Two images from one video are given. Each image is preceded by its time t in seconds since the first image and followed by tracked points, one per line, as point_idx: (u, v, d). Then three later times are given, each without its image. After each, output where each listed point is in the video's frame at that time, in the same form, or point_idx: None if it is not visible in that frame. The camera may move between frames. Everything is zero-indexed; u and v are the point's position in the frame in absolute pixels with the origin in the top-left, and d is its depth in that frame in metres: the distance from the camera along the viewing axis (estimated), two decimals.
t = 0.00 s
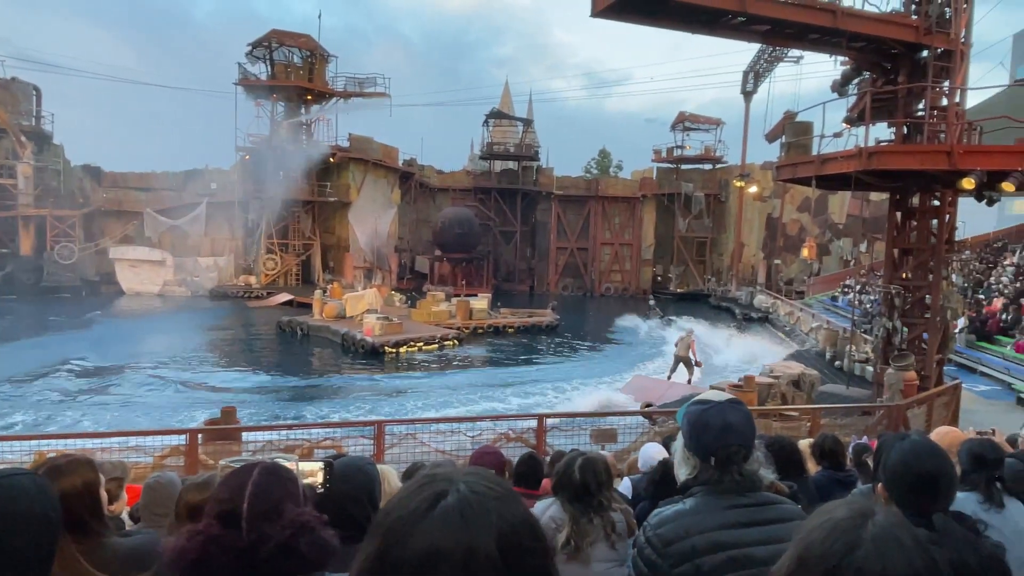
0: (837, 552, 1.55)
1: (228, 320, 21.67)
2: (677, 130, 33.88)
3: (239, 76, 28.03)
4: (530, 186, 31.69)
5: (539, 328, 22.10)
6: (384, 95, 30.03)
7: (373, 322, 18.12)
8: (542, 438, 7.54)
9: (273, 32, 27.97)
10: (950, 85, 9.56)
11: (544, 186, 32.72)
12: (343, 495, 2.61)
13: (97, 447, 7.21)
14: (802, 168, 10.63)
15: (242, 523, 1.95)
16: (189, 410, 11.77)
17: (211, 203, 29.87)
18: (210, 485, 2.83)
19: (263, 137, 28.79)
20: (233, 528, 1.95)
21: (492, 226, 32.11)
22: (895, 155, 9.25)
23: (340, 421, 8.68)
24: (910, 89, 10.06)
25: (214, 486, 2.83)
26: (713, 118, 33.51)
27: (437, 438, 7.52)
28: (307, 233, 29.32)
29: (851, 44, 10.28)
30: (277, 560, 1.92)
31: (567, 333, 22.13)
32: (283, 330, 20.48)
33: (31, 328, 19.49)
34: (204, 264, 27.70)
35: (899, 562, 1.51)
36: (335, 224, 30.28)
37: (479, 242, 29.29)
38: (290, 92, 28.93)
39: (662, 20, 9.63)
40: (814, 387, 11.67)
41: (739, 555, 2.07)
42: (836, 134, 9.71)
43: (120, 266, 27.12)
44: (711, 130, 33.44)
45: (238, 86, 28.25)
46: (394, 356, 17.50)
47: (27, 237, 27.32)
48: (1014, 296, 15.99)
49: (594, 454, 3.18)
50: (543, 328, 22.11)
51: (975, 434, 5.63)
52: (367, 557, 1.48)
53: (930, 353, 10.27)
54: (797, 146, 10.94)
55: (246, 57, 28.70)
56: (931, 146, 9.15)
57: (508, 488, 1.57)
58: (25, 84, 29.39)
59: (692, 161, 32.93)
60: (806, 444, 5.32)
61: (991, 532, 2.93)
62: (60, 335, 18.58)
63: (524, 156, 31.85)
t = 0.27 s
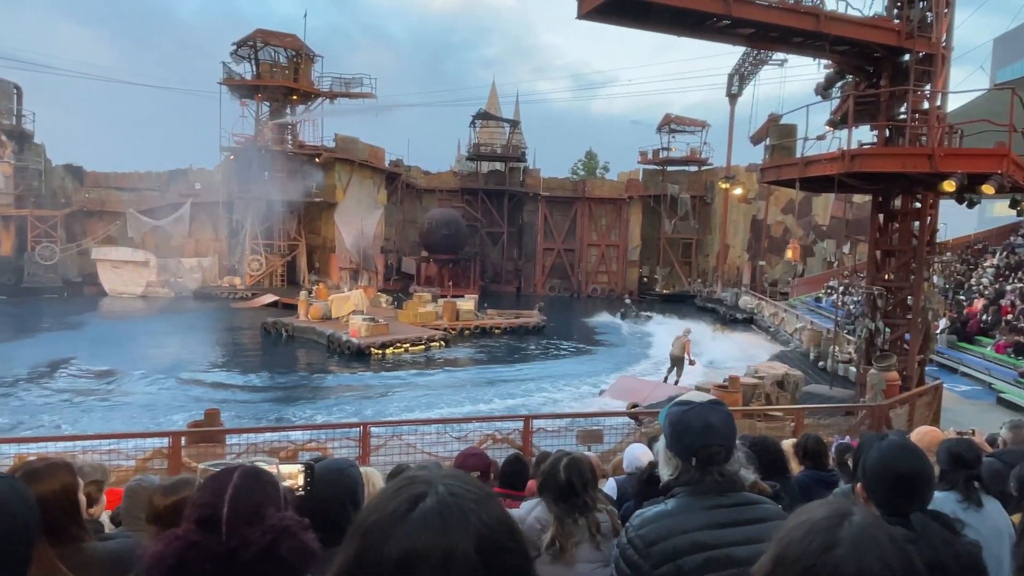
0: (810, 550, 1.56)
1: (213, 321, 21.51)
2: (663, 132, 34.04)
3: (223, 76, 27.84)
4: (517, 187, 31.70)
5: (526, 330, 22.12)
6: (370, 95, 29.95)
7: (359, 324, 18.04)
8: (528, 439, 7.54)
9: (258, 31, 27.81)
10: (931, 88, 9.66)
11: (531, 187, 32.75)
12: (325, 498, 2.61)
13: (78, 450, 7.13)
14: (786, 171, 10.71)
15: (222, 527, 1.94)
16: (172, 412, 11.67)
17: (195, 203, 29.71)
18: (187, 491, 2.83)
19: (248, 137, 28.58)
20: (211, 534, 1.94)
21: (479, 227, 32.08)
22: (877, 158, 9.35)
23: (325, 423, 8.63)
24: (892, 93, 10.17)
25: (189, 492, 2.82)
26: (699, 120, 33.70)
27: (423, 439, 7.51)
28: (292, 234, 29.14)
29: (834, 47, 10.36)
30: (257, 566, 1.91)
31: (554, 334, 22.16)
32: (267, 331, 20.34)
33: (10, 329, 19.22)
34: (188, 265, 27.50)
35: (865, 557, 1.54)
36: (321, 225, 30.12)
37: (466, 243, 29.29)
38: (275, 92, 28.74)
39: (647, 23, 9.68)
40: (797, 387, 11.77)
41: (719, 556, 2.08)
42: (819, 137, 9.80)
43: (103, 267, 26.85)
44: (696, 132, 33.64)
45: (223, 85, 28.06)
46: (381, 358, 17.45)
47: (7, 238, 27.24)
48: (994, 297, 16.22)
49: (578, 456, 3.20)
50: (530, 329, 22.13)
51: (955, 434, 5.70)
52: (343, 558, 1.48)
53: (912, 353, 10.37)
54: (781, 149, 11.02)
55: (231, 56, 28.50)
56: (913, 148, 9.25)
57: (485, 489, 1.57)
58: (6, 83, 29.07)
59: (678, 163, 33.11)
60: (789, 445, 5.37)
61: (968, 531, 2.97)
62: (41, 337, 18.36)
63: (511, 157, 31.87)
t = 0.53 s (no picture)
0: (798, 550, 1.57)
1: (202, 322, 21.39)
2: (654, 133, 34.14)
3: (213, 75, 27.71)
4: (508, 188, 31.68)
5: (517, 331, 22.11)
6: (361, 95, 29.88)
7: (349, 325, 17.97)
8: (519, 440, 7.52)
9: (249, 31, 27.69)
10: (919, 91, 9.73)
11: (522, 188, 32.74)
12: (315, 499, 2.59)
13: (65, 452, 7.07)
14: (776, 172, 10.76)
15: (210, 530, 1.93)
16: (162, 413, 11.60)
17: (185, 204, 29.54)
18: (174, 492, 2.81)
19: (239, 136, 28.42)
20: (200, 536, 1.92)
21: (470, 227, 32.03)
22: (866, 160, 9.41)
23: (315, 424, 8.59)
24: (881, 95, 10.23)
25: (175, 494, 2.80)
26: (689, 122, 33.82)
27: (413, 440, 7.49)
28: (282, 234, 29.02)
29: (824, 50, 10.39)
30: (247, 568, 1.90)
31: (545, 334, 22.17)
32: (257, 332, 20.25)
33: None
34: (177, 265, 27.35)
35: (851, 557, 1.55)
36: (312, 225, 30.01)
37: (457, 243, 29.28)
38: (265, 92, 28.63)
39: (638, 24, 9.72)
40: (787, 388, 11.84)
41: (708, 555, 2.09)
42: (809, 139, 9.85)
43: (91, 267, 26.65)
44: (687, 133, 33.74)
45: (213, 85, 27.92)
46: (371, 359, 17.40)
47: None
48: (981, 298, 16.37)
49: (568, 456, 3.20)
50: (521, 330, 22.12)
51: (943, 434, 5.74)
52: (333, 558, 1.48)
53: (901, 353, 10.44)
54: (771, 151, 11.08)
55: (221, 56, 28.38)
56: (901, 150, 9.32)
57: (476, 489, 1.57)
58: None
59: (669, 164, 33.20)
60: (778, 445, 5.39)
61: (954, 530, 3.00)
62: (28, 338, 18.21)
63: (502, 158, 31.86)
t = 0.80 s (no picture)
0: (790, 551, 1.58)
1: (196, 323, 21.32)
2: (648, 135, 34.20)
3: (207, 75, 27.64)
4: (503, 189, 31.66)
5: (512, 332, 22.10)
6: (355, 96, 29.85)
7: (344, 326, 17.92)
8: (513, 440, 7.48)
9: (243, 31, 27.63)
10: (912, 93, 9.77)
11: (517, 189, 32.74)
12: (308, 499, 2.58)
13: (58, 453, 7.04)
14: (770, 173, 10.79)
15: (203, 531, 1.92)
16: (155, 414, 11.56)
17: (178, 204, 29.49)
18: (166, 494, 2.81)
19: (232, 137, 28.31)
20: (193, 538, 1.92)
21: (465, 228, 32.01)
22: (860, 161, 9.44)
23: (309, 425, 8.56)
24: (874, 97, 10.27)
25: (167, 496, 2.79)
26: (683, 123, 33.91)
27: (406, 441, 7.48)
28: (276, 235, 28.97)
29: (817, 52, 10.44)
30: (242, 569, 1.89)
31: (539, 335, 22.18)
32: (252, 333, 20.22)
33: None
34: (171, 266, 27.26)
35: (843, 557, 1.57)
36: (306, 226, 29.97)
37: (452, 244, 29.35)
38: (260, 92, 28.56)
39: (633, 26, 9.74)
40: (781, 388, 11.88)
41: (702, 555, 2.09)
42: (803, 140, 9.88)
43: (84, 268, 26.54)
44: (682, 135, 33.80)
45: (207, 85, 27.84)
46: (366, 359, 17.36)
47: None
48: (973, 299, 16.47)
49: (563, 457, 3.20)
50: (516, 331, 22.12)
51: (935, 434, 5.77)
52: (329, 559, 1.48)
53: (893, 354, 10.49)
54: (765, 152, 11.11)
55: (215, 56, 28.30)
56: (895, 152, 9.36)
57: (472, 489, 1.58)
58: None
59: (663, 166, 33.25)
60: (772, 446, 5.41)
61: (945, 530, 3.01)
62: (21, 339, 18.12)
63: (497, 159, 31.86)
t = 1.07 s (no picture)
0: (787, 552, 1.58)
1: (194, 324, 21.31)
2: (647, 136, 34.21)
3: (206, 76, 27.61)
4: (502, 190, 31.66)
5: (511, 333, 22.09)
6: (354, 97, 29.84)
7: (342, 326, 17.90)
8: (512, 441, 7.52)
9: (242, 32, 27.62)
10: (911, 94, 9.78)
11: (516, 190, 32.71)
12: (307, 500, 2.58)
13: (56, 454, 7.03)
14: (769, 174, 10.80)
15: (202, 532, 1.92)
16: (153, 415, 11.55)
17: (177, 205, 29.46)
18: (164, 495, 2.81)
19: (231, 138, 28.28)
20: (191, 538, 1.91)
21: (464, 229, 31.98)
22: (858, 162, 9.45)
23: (308, 426, 8.55)
24: (872, 98, 10.29)
25: (165, 497, 2.79)
26: (682, 124, 33.92)
27: (405, 442, 7.47)
28: (275, 236, 28.96)
29: (816, 53, 10.46)
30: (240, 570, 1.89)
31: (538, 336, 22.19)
32: (251, 334, 20.21)
33: None
34: (169, 267, 27.24)
35: (840, 557, 1.57)
36: (305, 227, 29.95)
37: (451, 245, 29.35)
38: (259, 93, 28.55)
39: (632, 27, 9.75)
40: (779, 389, 11.89)
41: (701, 556, 2.10)
42: (801, 141, 9.89)
43: (82, 269, 26.53)
44: (681, 136, 33.81)
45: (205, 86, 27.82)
46: (365, 360, 17.36)
47: None
48: (971, 300, 16.49)
49: (561, 458, 3.20)
50: (515, 332, 22.13)
51: (934, 435, 5.77)
52: (328, 558, 1.47)
53: (891, 355, 10.50)
54: (763, 153, 11.11)
55: (214, 57, 28.29)
56: (893, 153, 9.37)
57: (470, 489, 1.58)
58: None
59: (662, 167, 33.25)
60: (771, 446, 5.41)
61: (943, 530, 3.02)
62: (19, 339, 18.10)
63: (496, 160, 31.86)
